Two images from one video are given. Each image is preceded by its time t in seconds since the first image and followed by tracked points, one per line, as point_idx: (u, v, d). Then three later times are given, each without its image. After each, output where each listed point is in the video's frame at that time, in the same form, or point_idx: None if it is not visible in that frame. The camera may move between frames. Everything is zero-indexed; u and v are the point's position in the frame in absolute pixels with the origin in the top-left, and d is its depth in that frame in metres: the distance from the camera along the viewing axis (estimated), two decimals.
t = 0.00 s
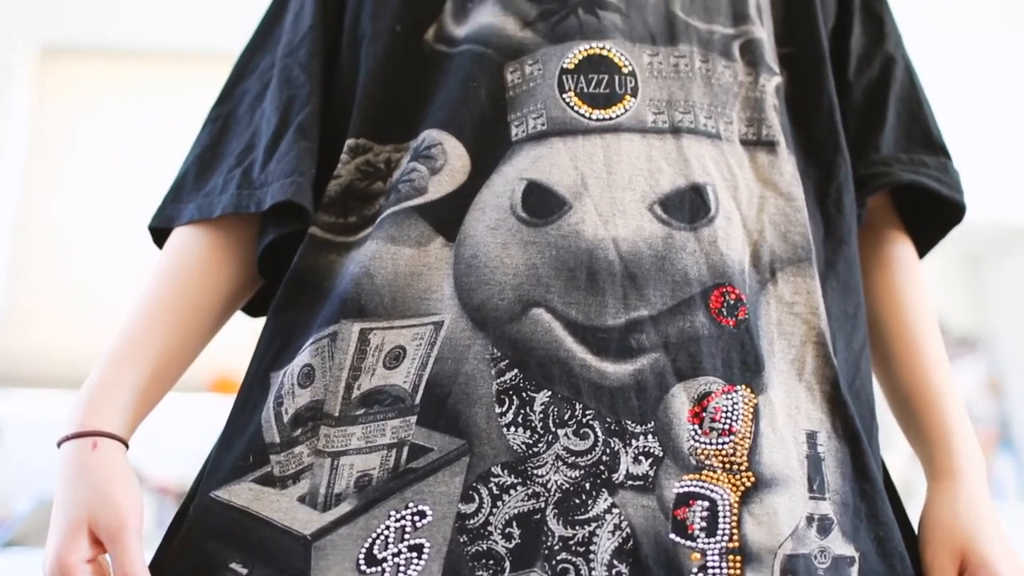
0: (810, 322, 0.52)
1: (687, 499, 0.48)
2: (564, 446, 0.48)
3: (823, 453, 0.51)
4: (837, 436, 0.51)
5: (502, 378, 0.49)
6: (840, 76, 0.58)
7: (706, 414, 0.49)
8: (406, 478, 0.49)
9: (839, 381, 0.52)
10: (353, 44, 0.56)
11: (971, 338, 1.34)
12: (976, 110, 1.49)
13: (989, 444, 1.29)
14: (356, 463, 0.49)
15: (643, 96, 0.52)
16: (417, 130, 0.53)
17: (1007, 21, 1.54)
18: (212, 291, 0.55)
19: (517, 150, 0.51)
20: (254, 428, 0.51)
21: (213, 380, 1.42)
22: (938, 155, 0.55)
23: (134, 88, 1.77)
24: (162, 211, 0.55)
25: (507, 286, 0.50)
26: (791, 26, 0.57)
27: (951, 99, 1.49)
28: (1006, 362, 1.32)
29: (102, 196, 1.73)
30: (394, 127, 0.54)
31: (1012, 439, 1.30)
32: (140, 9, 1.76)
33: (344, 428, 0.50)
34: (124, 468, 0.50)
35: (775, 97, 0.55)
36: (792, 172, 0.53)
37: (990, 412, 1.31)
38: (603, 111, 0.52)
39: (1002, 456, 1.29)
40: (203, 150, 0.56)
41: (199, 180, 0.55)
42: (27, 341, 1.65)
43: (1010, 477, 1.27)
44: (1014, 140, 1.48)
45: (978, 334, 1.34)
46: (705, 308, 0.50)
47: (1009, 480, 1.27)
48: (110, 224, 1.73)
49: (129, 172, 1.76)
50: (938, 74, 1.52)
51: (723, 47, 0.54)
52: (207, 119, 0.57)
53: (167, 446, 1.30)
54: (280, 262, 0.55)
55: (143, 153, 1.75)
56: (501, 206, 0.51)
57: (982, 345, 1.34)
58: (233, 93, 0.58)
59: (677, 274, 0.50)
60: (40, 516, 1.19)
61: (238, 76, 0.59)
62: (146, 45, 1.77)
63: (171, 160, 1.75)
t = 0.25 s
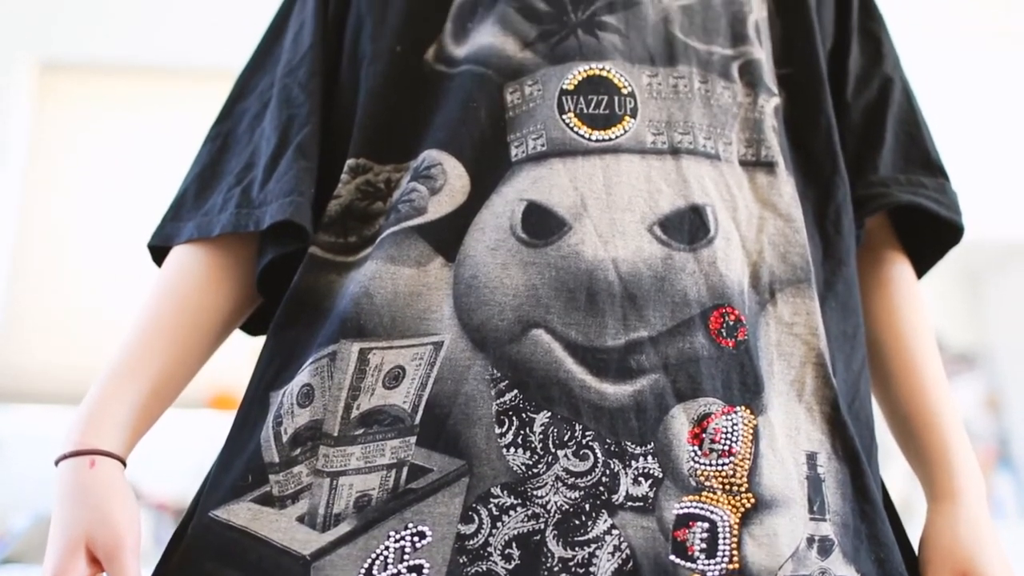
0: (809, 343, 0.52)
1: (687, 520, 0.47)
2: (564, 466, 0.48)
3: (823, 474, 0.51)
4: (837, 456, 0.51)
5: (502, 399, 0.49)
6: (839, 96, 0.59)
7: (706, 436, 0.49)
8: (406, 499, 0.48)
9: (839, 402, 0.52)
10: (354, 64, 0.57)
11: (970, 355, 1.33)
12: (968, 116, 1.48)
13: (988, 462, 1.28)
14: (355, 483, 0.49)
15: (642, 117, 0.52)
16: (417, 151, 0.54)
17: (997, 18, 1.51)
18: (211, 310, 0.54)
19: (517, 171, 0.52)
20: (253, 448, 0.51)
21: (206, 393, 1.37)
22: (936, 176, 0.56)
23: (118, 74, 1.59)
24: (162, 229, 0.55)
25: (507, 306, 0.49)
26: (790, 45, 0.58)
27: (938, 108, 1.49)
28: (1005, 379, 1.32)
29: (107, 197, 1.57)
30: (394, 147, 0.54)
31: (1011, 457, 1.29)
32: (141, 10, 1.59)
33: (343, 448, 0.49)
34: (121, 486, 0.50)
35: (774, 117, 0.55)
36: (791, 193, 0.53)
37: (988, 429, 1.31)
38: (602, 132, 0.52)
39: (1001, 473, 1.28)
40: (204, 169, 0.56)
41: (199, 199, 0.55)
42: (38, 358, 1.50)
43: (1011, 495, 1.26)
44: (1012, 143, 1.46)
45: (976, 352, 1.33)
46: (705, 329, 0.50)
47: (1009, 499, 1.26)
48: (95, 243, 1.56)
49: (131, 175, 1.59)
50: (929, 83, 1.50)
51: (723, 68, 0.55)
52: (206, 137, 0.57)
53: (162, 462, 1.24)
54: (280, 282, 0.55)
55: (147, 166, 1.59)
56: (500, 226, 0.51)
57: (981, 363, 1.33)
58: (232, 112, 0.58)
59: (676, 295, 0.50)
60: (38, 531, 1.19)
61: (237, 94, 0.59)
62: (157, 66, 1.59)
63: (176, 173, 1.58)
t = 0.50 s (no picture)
0: (809, 363, 0.52)
1: (687, 542, 0.47)
2: (564, 487, 0.47)
3: (823, 496, 0.51)
4: (837, 477, 0.51)
5: (501, 420, 0.48)
6: (837, 117, 0.59)
7: (706, 457, 0.49)
8: (405, 519, 0.48)
9: (838, 423, 0.52)
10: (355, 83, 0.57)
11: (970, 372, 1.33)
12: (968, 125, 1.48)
13: (986, 480, 1.29)
14: (354, 503, 0.48)
15: (643, 137, 0.52)
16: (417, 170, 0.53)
17: (995, 21, 1.51)
18: (210, 329, 0.54)
19: (517, 191, 0.52)
20: (253, 466, 0.51)
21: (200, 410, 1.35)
22: (934, 197, 0.56)
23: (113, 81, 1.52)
24: (161, 247, 0.55)
25: (507, 326, 0.49)
26: (790, 65, 0.58)
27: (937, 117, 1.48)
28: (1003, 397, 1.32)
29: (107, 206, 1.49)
30: (394, 166, 0.54)
31: (1009, 475, 1.29)
32: (140, 11, 1.55)
33: (342, 468, 0.49)
34: (120, 507, 0.49)
35: (774, 138, 0.55)
36: (791, 213, 0.53)
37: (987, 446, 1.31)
38: (603, 151, 0.52)
39: (999, 492, 1.29)
40: (203, 187, 0.56)
41: (198, 217, 0.55)
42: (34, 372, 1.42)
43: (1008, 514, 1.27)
44: (1011, 150, 1.47)
45: (976, 369, 1.33)
46: (705, 350, 0.50)
47: (1006, 517, 1.27)
48: (94, 254, 1.47)
49: (130, 183, 1.50)
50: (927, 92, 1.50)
51: (723, 88, 0.55)
52: (206, 156, 0.57)
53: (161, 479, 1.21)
54: (280, 299, 0.55)
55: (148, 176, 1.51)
56: (500, 246, 0.51)
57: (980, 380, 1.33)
58: (232, 130, 0.58)
59: (677, 315, 0.50)
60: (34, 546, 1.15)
61: (237, 112, 0.59)
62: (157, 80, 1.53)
63: (178, 188, 1.51)
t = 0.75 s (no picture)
0: (808, 383, 0.52)
1: (687, 563, 0.47)
2: (564, 507, 0.47)
3: (823, 516, 0.51)
4: (836, 498, 0.51)
5: (501, 439, 0.48)
6: (836, 137, 0.59)
7: (706, 477, 0.48)
8: (404, 539, 0.47)
9: (838, 443, 0.52)
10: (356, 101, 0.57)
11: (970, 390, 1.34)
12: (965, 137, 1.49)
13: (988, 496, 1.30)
14: (353, 522, 0.48)
15: (643, 157, 0.53)
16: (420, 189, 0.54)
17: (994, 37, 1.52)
18: (207, 347, 0.54)
19: (518, 210, 0.52)
20: (251, 484, 0.50)
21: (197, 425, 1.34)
22: (933, 218, 0.57)
23: (114, 88, 1.51)
24: (160, 264, 0.55)
25: (508, 345, 0.49)
26: (789, 86, 0.58)
27: (935, 130, 1.48)
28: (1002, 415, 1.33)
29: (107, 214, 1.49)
30: (395, 185, 0.54)
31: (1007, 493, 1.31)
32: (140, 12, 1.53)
33: (342, 486, 0.49)
34: (115, 522, 0.48)
35: (774, 158, 0.55)
36: (791, 233, 0.54)
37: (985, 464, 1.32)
38: (603, 171, 0.52)
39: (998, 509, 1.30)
40: (203, 204, 0.56)
41: (198, 233, 0.55)
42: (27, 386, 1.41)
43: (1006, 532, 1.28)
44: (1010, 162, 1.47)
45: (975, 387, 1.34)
46: (705, 370, 0.50)
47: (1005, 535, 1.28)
48: (95, 254, 1.48)
49: (130, 193, 1.51)
50: (924, 106, 1.50)
51: (723, 108, 0.55)
52: (207, 173, 0.57)
53: (156, 499, 1.19)
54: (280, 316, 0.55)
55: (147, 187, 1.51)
56: (501, 265, 0.51)
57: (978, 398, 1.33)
58: (232, 148, 0.58)
59: (677, 335, 0.50)
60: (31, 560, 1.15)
61: (238, 130, 0.59)
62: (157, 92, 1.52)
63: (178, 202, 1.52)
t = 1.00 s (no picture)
0: (808, 405, 0.52)
1: None
2: (563, 527, 0.47)
3: (822, 538, 0.51)
4: (835, 520, 0.51)
5: (500, 458, 0.48)
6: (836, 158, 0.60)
7: (705, 498, 0.48)
8: (403, 558, 0.47)
9: (838, 465, 0.52)
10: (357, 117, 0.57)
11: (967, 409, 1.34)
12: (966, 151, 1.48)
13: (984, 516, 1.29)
14: (352, 541, 0.48)
15: (644, 176, 0.53)
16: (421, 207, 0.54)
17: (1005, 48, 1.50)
18: (208, 367, 0.54)
19: (518, 229, 0.52)
20: (250, 503, 0.50)
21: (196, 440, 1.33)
22: (934, 237, 0.57)
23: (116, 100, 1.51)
24: (159, 280, 0.54)
25: (507, 364, 0.49)
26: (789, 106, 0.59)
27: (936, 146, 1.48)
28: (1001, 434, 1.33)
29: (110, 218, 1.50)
30: (396, 203, 0.54)
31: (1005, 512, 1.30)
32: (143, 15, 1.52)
33: (341, 505, 0.48)
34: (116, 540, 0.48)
35: (774, 179, 0.56)
36: (791, 254, 0.54)
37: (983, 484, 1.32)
38: (604, 191, 0.52)
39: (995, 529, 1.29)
40: (203, 221, 0.56)
41: (198, 250, 0.54)
42: (28, 402, 1.41)
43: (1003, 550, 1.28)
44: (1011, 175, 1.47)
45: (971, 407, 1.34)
46: (705, 390, 0.50)
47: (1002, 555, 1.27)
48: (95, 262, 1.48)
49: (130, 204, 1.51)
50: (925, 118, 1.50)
51: (723, 128, 0.56)
52: (207, 191, 0.57)
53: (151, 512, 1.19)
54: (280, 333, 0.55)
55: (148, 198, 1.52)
56: (501, 284, 0.51)
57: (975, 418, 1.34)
58: (233, 165, 0.58)
59: (677, 356, 0.50)
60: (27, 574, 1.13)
61: (238, 146, 0.59)
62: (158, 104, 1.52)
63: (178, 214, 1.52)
